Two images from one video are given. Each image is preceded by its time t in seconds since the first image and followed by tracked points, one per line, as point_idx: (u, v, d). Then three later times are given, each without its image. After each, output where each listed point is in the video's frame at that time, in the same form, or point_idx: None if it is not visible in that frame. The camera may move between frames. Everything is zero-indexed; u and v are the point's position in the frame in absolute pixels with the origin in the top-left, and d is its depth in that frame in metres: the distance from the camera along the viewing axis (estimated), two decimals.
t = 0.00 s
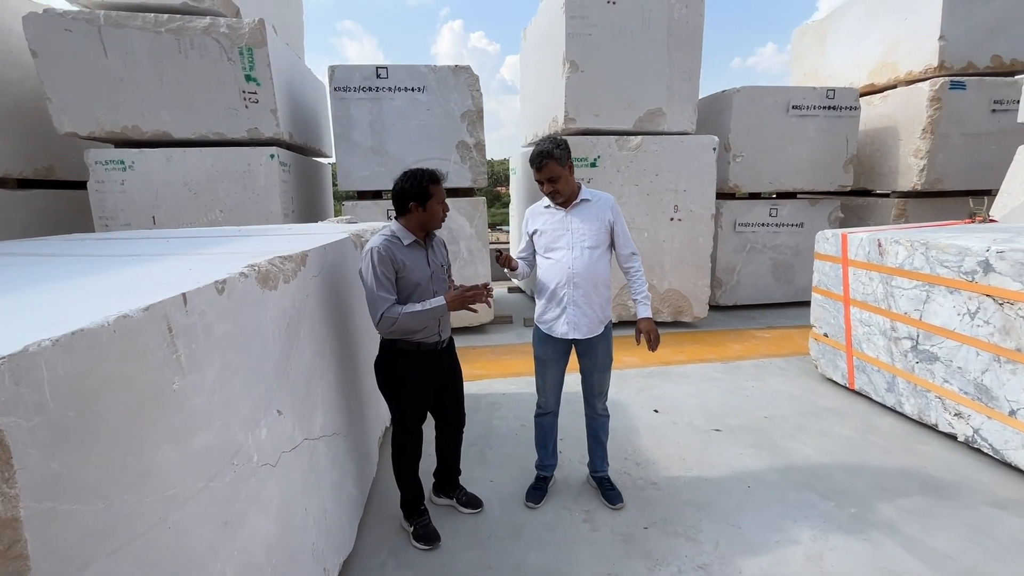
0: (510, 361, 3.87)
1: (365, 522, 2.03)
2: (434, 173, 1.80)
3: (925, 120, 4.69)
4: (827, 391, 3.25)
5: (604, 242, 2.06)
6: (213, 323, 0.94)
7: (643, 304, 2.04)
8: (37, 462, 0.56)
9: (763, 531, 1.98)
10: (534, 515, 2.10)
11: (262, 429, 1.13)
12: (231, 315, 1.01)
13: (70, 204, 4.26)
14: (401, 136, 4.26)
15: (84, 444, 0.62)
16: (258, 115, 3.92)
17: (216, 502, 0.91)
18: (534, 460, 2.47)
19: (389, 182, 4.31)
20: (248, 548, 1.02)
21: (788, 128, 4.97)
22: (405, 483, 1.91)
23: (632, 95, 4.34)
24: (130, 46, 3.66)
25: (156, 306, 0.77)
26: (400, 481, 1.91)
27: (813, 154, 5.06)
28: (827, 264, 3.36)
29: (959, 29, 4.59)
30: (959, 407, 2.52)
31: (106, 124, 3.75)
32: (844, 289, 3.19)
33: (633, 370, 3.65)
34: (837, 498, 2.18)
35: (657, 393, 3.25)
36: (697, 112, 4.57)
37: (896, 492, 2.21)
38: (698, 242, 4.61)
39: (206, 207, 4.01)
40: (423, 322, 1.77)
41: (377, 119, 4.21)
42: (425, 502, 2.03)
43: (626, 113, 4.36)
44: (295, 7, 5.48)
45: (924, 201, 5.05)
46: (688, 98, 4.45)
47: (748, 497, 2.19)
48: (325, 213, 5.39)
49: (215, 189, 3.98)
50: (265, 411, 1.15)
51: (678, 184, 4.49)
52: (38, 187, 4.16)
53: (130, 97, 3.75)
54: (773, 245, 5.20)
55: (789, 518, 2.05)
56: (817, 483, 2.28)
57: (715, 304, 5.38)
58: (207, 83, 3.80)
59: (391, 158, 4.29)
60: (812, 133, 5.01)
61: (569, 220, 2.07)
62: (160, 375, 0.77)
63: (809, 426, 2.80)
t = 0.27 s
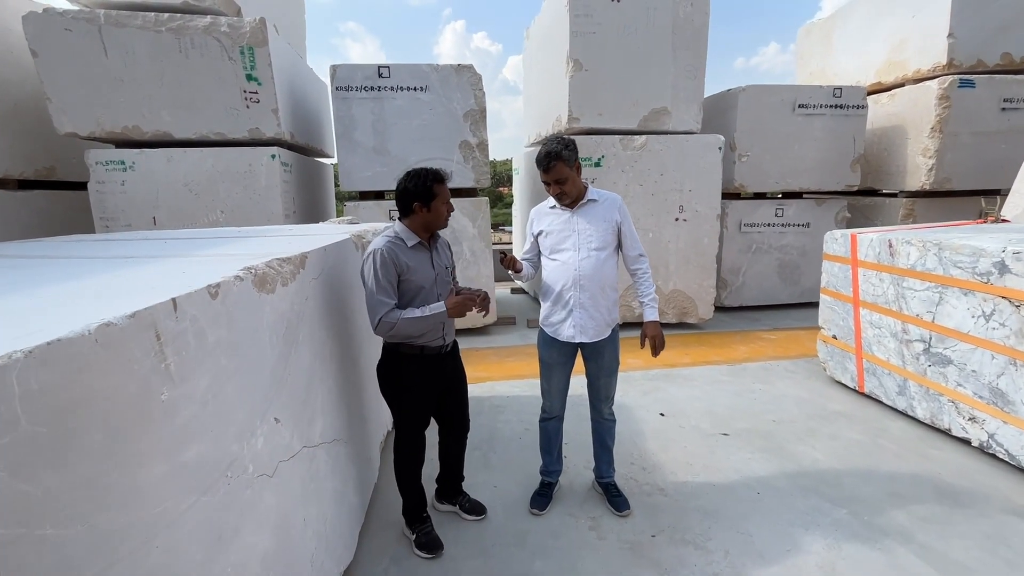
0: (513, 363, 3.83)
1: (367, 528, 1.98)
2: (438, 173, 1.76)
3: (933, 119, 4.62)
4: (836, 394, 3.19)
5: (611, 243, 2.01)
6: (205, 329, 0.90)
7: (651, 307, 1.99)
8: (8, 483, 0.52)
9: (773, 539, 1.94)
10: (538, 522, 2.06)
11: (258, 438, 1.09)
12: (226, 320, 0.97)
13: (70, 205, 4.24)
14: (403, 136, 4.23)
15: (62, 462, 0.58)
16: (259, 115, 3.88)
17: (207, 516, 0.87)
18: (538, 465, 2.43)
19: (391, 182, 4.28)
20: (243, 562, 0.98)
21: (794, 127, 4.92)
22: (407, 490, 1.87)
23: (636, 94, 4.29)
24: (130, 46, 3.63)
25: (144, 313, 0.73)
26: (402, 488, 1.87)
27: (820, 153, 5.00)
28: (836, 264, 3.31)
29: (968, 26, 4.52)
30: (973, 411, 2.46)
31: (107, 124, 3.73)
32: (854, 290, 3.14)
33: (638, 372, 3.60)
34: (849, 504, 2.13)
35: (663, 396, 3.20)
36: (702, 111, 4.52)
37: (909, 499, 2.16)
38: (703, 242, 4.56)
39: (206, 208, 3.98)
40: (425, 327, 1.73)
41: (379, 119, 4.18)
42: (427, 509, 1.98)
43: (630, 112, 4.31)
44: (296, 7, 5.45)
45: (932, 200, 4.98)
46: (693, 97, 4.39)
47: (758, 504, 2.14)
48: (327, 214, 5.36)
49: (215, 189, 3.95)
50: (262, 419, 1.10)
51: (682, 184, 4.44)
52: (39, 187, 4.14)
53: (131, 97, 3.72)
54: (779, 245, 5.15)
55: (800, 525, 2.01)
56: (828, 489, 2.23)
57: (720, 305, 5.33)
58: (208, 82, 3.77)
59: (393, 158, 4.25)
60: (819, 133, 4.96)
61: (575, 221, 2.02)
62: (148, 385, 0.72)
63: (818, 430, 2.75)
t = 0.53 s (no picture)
0: (515, 365, 3.79)
1: (365, 534, 1.95)
2: (440, 170, 1.72)
3: (942, 118, 4.56)
4: (843, 397, 3.14)
5: (614, 243, 1.97)
6: (192, 333, 0.86)
7: (656, 309, 1.95)
8: None
9: (780, 547, 1.89)
10: (540, 528, 2.02)
11: (249, 446, 1.05)
12: (215, 323, 0.94)
13: (71, 205, 4.22)
14: (405, 136, 4.20)
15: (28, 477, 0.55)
16: (260, 114, 3.86)
17: (191, 529, 0.83)
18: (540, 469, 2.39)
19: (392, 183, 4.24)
20: None
21: (800, 126, 4.86)
22: (406, 496, 1.83)
23: (640, 93, 4.24)
24: (131, 45, 3.61)
25: (122, 318, 0.69)
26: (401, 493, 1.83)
27: (826, 152, 4.94)
28: (843, 265, 3.25)
29: (977, 23, 4.46)
30: (985, 415, 2.41)
31: (107, 124, 3.71)
32: (862, 291, 3.09)
33: (642, 374, 3.55)
34: (858, 511, 2.08)
35: (667, 399, 3.16)
36: (707, 111, 4.47)
37: (920, 506, 2.11)
38: (708, 243, 4.51)
39: (207, 208, 3.96)
40: (427, 325, 1.68)
41: (381, 119, 4.15)
42: (427, 515, 1.94)
43: (634, 112, 4.27)
44: (298, 7, 5.44)
45: (940, 200, 4.92)
46: (698, 96, 4.35)
47: (764, 510, 2.09)
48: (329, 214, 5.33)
49: (216, 190, 3.93)
50: (253, 427, 1.07)
51: (687, 184, 4.39)
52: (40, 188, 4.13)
53: (131, 97, 3.70)
54: (785, 246, 5.09)
55: (808, 533, 1.96)
56: (836, 496, 2.18)
57: (725, 306, 5.28)
58: (209, 82, 3.75)
59: (395, 158, 4.22)
60: (825, 132, 4.90)
61: (578, 221, 1.98)
62: (125, 394, 0.69)
63: (826, 434, 2.70)
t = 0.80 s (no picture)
0: (515, 367, 3.76)
1: (358, 539, 1.92)
2: (437, 169, 1.69)
3: (948, 117, 4.50)
4: (846, 400, 3.09)
5: (611, 244, 1.94)
6: (163, 337, 0.84)
7: (653, 311, 1.91)
8: None
9: (779, 554, 1.85)
10: (534, 533, 1.98)
11: (227, 452, 1.02)
12: (189, 327, 0.91)
13: (71, 205, 4.22)
14: (404, 136, 4.17)
15: None
16: (259, 114, 3.84)
17: (161, 540, 0.81)
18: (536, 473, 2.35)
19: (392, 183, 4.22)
20: None
21: (804, 125, 4.81)
22: (398, 500, 1.80)
23: (641, 92, 4.20)
24: (129, 46, 3.60)
25: (82, 323, 0.67)
26: (393, 497, 1.80)
27: (830, 152, 4.88)
28: (846, 267, 3.21)
29: (985, 21, 4.39)
30: (991, 420, 2.36)
31: (106, 124, 3.70)
32: (865, 293, 3.04)
33: (642, 376, 3.52)
34: (860, 518, 2.04)
35: (667, 401, 3.12)
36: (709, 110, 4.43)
37: (924, 513, 2.06)
38: (710, 244, 4.46)
39: (206, 209, 3.95)
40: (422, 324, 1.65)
41: (380, 119, 4.13)
42: (420, 520, 1.92)
43: (635, 111, 4.23)
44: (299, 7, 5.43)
45: (946, 200, 4.85)
46: (700, 95, 4.30)
47: (764, 516, 2.05)
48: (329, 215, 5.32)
49: (215, 190, 3.91)
50: (231, 433, 1.04)
51: (688, 184, 4.35)
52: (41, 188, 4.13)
53: (130, 97, 3.69)
54: (788, 247, 5.03)
55: (809, 540, 1.92)
56: (838, 501, 2.14)
57: (727, 307, 5.23)
58: (207, 82, 3.74)
59: (394, 158, 4.20)
60: (829, 131, 4.84)
61: (574, 221, 1.95)
62: (85, 401, 0.67)
63: (828, 438, 2.65)
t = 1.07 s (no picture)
0: (512, 369, 3.74)
1: (346, 542, 1.91)
2: (427, 171, 1.68)
3: (951, 117, 4.45)
4: (846, 403, 3.05)
5: (601, 246, 1.92)
6: (128, 342, 0.83)
7: (644, 314, 1.89)
8: None
9: (771, 560, 1.83)
10: (525, 538, 1.97)
11: (199, 457, 1.01)
12: (158, 332, 0.90)
13: (71, 206, 4.23)
14: (402, 137, 4.17)
15: None
16: (257, 116, 3.85)
17: (123, 547, 0.80)
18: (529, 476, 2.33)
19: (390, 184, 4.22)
20: None
21: (805, 126, 4.77)
22: (386, 503, 1.78)
23: (640, 92, 4.18)
24: (127, 47, 3.61)
25: (36, 328, 0.66)
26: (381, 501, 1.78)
27: (832, 153, 4.84)
28: (846, 268, 3.17)
29: (989, 20, 4.34)
30: (991, 424, 2.32)
31: (105, 125, 3.71)
32: (864, 295, 3.01)
33: (639, 378, 3.49)
34: (856, 524, 2.01)
35: (664, 404, 3.09)
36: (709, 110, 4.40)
37: (921, 519, 2.03)
38: (709, 245, 4.43)
39: (204, 210, 3.95)
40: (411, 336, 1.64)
41: (378, 120, 4.12)
42: (409, 523, 1.90)
43: (634, 112, 4.21)
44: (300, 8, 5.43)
45: (950, 201, 4.80)
46: (700, 96, 4.27)
47: (757, 521, 2.03)
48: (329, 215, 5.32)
49: (212, 191, 3.92)
50: (204, 437, 1.03)
51: (688, 185, 4.32)
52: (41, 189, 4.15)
53: (129, 98, 3.70)
54: (790, 248, 4.99)
55: (802, 546, 1.89)
56: (834, 507, 2.11)
57: (728, 309, 5.19)
58: (205, 83, 3.74)
59: (392, 159, 4.19)
60: (831, 132, 4.80)
61: (565, 222, 1.93)
62: (38, 407, 0.66)
63: (825, 442, 2.62)
